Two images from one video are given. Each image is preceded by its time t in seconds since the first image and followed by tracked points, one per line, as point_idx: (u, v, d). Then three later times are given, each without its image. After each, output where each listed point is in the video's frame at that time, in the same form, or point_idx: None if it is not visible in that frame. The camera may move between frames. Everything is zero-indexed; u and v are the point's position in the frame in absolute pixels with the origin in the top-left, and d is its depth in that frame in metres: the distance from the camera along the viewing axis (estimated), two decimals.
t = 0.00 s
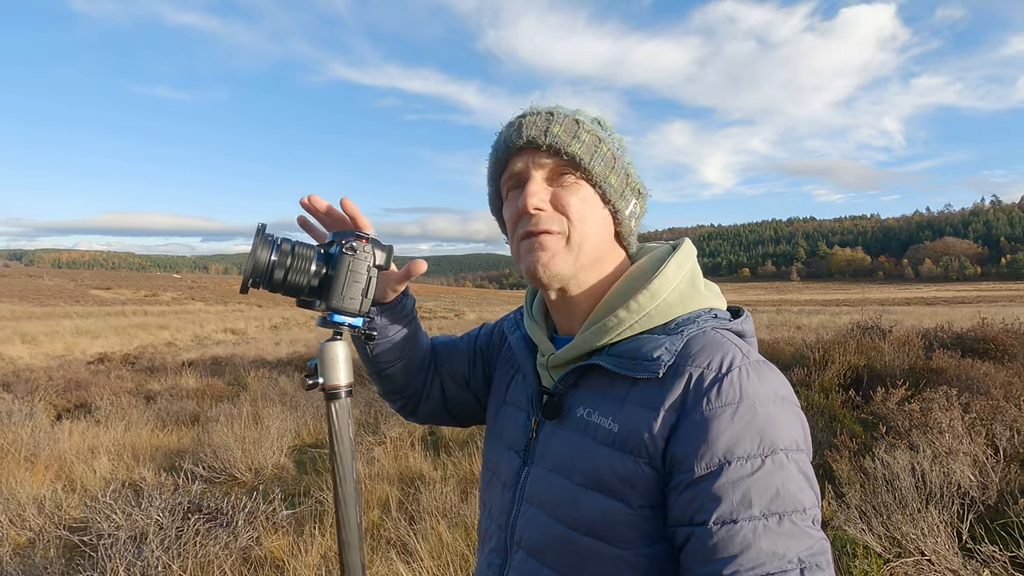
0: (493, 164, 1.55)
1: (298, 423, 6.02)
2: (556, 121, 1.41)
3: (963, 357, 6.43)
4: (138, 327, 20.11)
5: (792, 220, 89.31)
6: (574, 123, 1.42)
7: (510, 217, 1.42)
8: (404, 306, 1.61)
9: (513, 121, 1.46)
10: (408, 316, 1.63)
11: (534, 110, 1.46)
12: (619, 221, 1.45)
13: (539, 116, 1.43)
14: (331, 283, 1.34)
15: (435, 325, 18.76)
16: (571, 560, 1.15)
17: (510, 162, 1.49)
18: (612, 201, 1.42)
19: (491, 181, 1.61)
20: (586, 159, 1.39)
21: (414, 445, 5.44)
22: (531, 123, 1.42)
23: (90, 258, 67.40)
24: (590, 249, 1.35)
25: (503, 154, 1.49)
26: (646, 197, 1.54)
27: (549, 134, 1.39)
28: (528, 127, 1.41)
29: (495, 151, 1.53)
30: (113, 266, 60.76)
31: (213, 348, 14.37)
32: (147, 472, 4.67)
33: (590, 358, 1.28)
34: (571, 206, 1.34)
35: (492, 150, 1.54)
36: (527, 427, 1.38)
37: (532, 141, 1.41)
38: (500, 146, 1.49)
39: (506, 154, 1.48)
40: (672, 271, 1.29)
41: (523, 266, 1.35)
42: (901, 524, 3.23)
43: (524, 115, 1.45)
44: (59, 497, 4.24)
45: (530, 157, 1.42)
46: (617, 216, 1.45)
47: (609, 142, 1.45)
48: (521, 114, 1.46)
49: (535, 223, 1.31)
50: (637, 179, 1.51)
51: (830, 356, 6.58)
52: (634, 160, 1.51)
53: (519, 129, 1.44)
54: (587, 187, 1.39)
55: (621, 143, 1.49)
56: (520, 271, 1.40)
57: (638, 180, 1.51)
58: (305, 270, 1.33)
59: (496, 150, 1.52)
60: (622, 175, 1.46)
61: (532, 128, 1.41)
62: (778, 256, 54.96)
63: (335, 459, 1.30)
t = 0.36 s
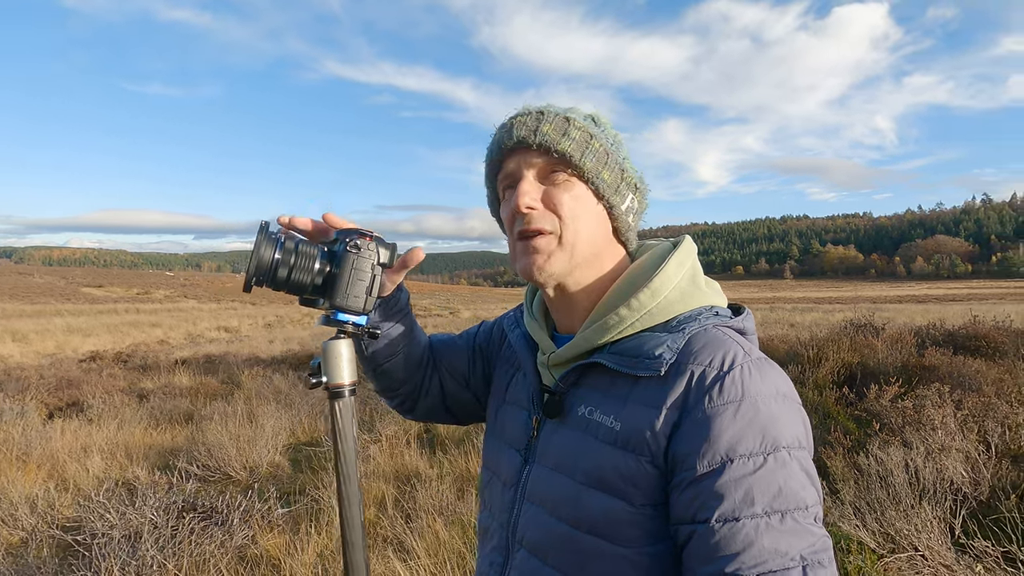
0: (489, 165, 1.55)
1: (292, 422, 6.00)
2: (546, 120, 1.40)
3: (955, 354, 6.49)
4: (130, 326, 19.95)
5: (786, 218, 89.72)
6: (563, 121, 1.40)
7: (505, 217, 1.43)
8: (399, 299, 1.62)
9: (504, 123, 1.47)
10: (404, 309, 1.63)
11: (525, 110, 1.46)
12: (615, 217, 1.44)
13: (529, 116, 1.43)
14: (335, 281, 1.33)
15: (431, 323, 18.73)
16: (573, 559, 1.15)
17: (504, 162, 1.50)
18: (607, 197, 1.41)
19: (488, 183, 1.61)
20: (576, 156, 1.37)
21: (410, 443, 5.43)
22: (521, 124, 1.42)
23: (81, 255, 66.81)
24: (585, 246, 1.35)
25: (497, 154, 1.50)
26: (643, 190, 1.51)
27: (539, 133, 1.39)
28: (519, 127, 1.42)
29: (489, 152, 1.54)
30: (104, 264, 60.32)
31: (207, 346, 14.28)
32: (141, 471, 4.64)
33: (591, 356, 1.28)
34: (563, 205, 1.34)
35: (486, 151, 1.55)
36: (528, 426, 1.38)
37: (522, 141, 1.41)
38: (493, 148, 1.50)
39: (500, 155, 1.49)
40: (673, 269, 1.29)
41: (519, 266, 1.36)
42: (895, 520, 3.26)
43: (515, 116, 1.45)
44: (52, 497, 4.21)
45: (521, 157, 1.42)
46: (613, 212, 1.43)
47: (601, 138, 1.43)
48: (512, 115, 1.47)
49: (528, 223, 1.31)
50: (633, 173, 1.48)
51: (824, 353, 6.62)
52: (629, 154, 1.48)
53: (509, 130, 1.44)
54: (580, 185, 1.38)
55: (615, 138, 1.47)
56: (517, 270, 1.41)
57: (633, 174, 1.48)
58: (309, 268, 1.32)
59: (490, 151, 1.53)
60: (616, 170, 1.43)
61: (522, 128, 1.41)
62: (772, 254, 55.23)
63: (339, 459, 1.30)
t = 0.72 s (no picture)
0: (485, 172, 1.56)
1: (294, 417, 6.02)
2: (534, 124, 1.40)
3: (957, 351, 6.47)
4: (134, 321, 20.05)
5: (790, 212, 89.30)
6: (552, 124, 1.39)
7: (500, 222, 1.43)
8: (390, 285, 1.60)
9: (496, 129, 1.47)
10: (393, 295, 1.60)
11: (515, 115, 1.46)
12: (610, 217, 1.40)
13: (518, 121, 1.43)
14: (319, 282, 1.33)
15: (432, 318, 18.76)
16: (571, 559, 1.16)
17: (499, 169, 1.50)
18: (599, 197, 1.37)
19: (486, 191, 1.62)
20: (565, 158, 1.35)
21: (411, 438, 5.45)
22: (510, 129, 1.42)
23: (85, 251, 67.11)
24: (580, 248, 1.32)
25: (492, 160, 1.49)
26: (638, 188, 1.46)
27: (527, 137, 1.38)
28: (508, 132, 1.42)
29: (484, 159, 1.54)
30: (108, 259, 60.57)
31: (210, 341, 14.36)
32: (144, 466, 4.67)
33: (592, 357, 1.28)
34: (554, 208, 1.32)
35: (482, 158, 1.56)
36: (528, 425, 1.38)
37: (512, 147, 1.41)
38: (487, 155, 1.51)
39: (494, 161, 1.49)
40: (675, 271, 1.28)
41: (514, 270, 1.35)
42: (894, 517, 3.26)
43: (505, 122, 1.45)
44: (56, 491, 4.24)
45: (512, 162, 1.42)
46: (608, 212, 1.39)
47: (592, 138, 1.40)
48: (503, 121, 1.47)
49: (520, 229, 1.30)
50: (627, 172, 1.44)
51: (825, 349, 6.61)
52: (624, 153, 1.44)
53: (500, 136, 1.44)
54: (571, 187, 1.36)
55: (608, 138, 1.44)
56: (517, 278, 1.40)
57: (628, 172, 1.44)
58: (294, 270, 1.32)
59: (484, 158, 1.53)
60: (608, 170, 1.40)
61: (511, 133, 1.41)
62: (775, 249, 55.05)
63: (324, 458, 1.30)
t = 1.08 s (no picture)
0: (491, 171, 1.53)
1: (291, 421, 6.01)
2: (546, 126, 1.37)
3: (952, 354, 6.49)
4: (131, 325, 20.00)
5: (787, 216, 89.51)
6: (563, 127, 1.37)
7: (505, 222, 1.41)
8: (386, 283, 1.60)
9: (505, 128, 1.44)
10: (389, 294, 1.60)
11: (526, 115, 1.43)
12: (616, 223, 1.39)
13: (529, 122, 1.40)
14: (306, 285, 1.35)
15: (430, 322, 18.76)
16: (564, 560, 1.16)
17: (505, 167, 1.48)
18: (606, 203, 1.36)
19: (491, 189, 1.60)
20: (575, 163, 1.33)
21: (408, 442, 5.45)
22: (520, 129, 1.39)
23: (82, 255, 67.00)
24: (585, 252, 1.32)
25: (500, 159, 1.47)
26: (645, 195, 1.46)
27: (537, 139, 1.36)
28: (518, 133, 1.39)
29: (491, 157, 1.52)
30: (106, 263, 60.49)
31: (207, 345, 14.34)
32: (139, 470, 4.66)
33: (590, 359, 1.29)
34: (562, 211, 1.32)
35: (489, 156, 1.53)
36: (525, 426, 1.39)
37: (522, 148, 1.39)
38: (495, 153, 1.48)
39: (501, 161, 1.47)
40: (675, 275, 1.29)
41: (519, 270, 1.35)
42: (888, 520, 3.27)
43: (515, 121, 1.43)
44: (51, 496, 4.23)
45: (521, 163, 1.40)
46: (614, 218, 1.39)
47: (602, 143, 1.38)
48: (513, 120, 1.44)
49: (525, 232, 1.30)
50: (635, 178, 1.43)
51: (822, 353, 6.63)
52: (632, 159, 1.43)
53: (510, 136, 1.42)
54: (579, 192, 1.35)
55: (618, 142, 1.42)
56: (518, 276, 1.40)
57: (635, 179, 1.43)
58: (281, 272, 1.33)
59: (492, 156, 1.51)
60: (617, 176, 1.39)
61: (522, 134, 1.39)
62: (772, 253, 55.21)
63: (311, 460, 1.31)
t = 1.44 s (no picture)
0: (485, 175, 1.52)
1: (280, 430, 5.95)
2: (543, 132, 1.37)
3: (938, 360, 6.58)
4: (116, 334, 19.72)
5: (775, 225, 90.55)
6: (561, 131, 1.37)
7: (506, 229, 1.41)
8: (386, 290, 1.59)
9: (500, 135, 1.43)
10: (388, 301, 1.59)
11: (520, 120, 1.42)
12: (616, 225, 1.42)
13: (525, 127, 1.39)
14: (301, 283, 1.34)
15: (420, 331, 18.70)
16: (566, 559, 1.17)
17: (501, 172, 1.47)
18: (607, 206, 1.39)
19: (484, 193, 1.59)
20: (576, 168, 1.35)
21: (398, 451, 5.41)
22: (517, 136, 1.38)
23: (67, 263, 66.07)
24: (589, 257, 1.34)
25: (496, 165, 1.46)
26: (641, 194, 1.50)
27: (537, 146, 1.36)
28: (515, 140, 1.38)
29: (484, 162, 1.51)
30: (91, 271, 59.72)
31: (195, 354, 14.18)
32: (124, 480, 4.59)
33: (590, 359, 1.29)
34: (566, 218, 1.32)
35: (481, 161, 1.52)
36: (525, 427, 1.39)
37: (520, 155, 1.38)
38: (490, 160, 1.47)
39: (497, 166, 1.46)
40: (675, 275, 1.30)
41: (525, 280, 1.35)
42: (877, 524, 3.30)
43: (511, 126, 1.42)
44: (33, 507, 4.14)
45: (520, 170, 1.39)
46: (614, 220, 1.42)
47: (599, 146, 1.40)
48: (507, 125, 1.43)
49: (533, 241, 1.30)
50: (631, 178, 1.46)
51: (810, 359, 6.69)
52: (628, 160, 1.46)
53: (507, 142, 1.41)
54: (581, 197, 1.36)
55: (613, 143, 1.45)
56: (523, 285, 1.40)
57: (632, 179, 1.46)
58: (275, 271, 1.33)
59: (485, 162, 1.50)
60: (615, 178, 1.41)
61: (519, 141, 1.38)
62: (761, 262, 55.75)
63: (305, 459, 1.30)
